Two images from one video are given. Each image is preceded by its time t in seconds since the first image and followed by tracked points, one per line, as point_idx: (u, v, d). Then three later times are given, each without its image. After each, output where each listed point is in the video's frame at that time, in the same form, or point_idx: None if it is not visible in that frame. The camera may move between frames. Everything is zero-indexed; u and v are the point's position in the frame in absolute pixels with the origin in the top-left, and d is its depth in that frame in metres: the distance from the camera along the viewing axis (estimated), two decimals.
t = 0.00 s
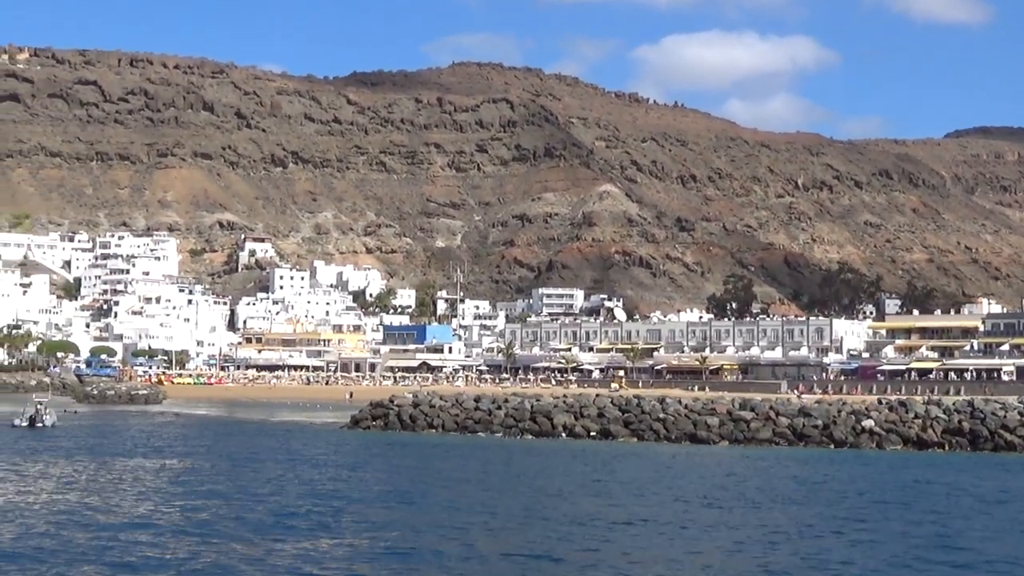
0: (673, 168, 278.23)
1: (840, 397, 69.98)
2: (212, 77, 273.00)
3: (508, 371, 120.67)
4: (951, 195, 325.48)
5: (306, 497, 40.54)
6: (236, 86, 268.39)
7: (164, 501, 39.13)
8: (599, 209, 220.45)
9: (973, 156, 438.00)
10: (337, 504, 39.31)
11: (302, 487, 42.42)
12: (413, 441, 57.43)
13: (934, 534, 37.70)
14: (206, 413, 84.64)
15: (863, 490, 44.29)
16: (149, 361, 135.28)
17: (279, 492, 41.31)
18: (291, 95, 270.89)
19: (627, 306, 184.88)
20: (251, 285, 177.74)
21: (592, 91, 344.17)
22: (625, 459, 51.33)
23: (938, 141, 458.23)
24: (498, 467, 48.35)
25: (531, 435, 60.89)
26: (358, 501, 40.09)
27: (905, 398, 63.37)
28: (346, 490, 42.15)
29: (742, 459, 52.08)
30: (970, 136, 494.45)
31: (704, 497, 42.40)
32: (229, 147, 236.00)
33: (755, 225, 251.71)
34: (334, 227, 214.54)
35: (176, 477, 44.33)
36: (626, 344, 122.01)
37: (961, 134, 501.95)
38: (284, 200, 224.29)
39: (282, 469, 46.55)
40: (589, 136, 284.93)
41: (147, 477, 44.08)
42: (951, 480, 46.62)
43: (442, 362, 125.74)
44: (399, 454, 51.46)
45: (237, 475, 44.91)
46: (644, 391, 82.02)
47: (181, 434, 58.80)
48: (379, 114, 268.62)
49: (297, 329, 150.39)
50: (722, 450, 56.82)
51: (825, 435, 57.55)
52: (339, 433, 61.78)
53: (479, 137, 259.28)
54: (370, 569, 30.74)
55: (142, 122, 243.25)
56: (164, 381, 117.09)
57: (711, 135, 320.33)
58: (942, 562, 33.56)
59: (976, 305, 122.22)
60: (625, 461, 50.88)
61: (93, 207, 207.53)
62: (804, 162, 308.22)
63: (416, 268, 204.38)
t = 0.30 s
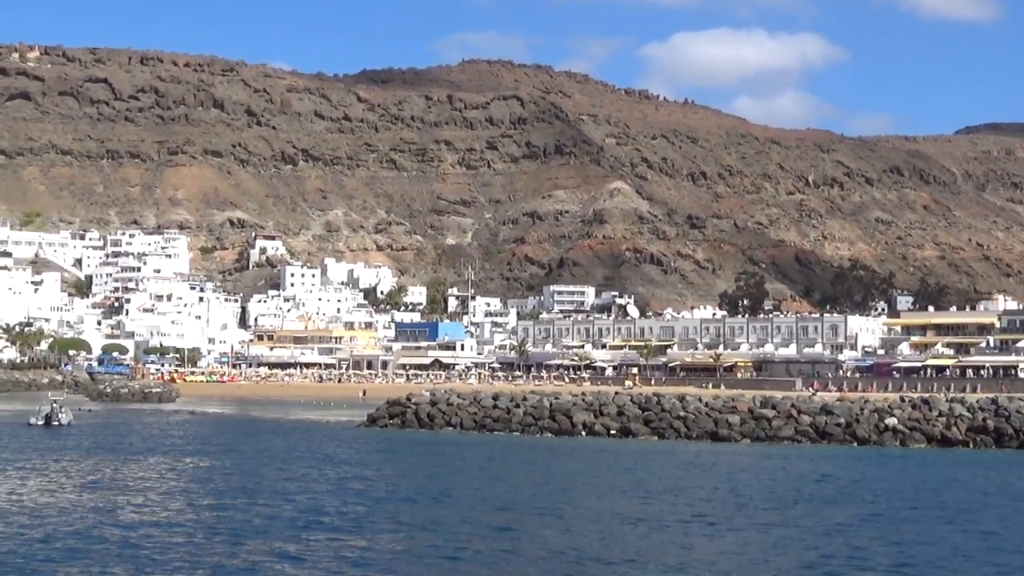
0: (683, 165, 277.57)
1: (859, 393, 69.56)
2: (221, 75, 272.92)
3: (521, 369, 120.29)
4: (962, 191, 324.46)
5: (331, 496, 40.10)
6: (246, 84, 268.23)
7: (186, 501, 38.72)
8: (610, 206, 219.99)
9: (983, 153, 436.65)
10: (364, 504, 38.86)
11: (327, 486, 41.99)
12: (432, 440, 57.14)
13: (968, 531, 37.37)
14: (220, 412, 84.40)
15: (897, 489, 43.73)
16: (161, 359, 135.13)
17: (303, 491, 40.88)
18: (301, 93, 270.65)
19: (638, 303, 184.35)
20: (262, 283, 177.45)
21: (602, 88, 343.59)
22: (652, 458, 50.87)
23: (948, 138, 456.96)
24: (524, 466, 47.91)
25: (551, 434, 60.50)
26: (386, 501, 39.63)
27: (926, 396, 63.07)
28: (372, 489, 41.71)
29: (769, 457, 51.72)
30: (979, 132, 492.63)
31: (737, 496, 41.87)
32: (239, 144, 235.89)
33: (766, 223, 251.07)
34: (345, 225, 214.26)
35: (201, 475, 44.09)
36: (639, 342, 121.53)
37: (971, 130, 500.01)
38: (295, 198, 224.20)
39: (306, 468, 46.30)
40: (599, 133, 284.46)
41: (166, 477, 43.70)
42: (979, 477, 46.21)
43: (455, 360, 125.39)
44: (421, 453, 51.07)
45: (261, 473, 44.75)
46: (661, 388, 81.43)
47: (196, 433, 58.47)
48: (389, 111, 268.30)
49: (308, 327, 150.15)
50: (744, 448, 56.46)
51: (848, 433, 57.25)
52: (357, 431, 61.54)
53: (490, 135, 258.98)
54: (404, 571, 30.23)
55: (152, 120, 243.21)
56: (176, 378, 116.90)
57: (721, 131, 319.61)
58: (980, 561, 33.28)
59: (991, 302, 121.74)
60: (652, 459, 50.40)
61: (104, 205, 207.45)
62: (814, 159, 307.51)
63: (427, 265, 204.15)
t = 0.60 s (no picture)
0: (696, 164, 276.77)
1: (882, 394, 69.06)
2: (234, 73, 272.87)
3: (536, 368, 119.89)
4: (976, 191, 323.17)
5: (357, 497, 39.82)
6: (259, 82, 268.15)
7: (209, 501, 38.49)
8: (623, 206, 219.35)
9: (997, 152, 434.85)
10: (389, 505, 38.54)
11: (353, 486, 41.69)
12: (453, 440, 56.77)
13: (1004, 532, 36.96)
14: (234, 411, 84.10)
15: (933, 490, 43.30)
16: (175, 357, 135.03)
17: (329, 491, 40.58)
18: (313, 91, 270.40)
19: (652, 303, 183.75)
20: (275, 282, 177.21)
21: (614, 87, 342.92)
22: (679, 459, 50.46)
23: (961, 138, 455.38)
24: (548, 467, 47.55)
25: (572, 434, 60.12)
26: (413, 501, 39.32)
27: (951, 397, 62.60)
28: (399, 490, 41.36)
29: (795, 458, 51.26)
30: (992, 131, 490.59)
31: (770, 497, 41.47)
32: (252, 143, 235.81)
33: (779, 222, 250.33)
34: (358, 224, 213.97)
35: (226, 475, 43.83)
36: (655, 341, 120.96)
37: (983, 128, 497.68)
38: (308, 197, 224.15)
39: (330, 468, 46.01)
40: (612, 132, 283.84)
41: (187, 476, 43.45)
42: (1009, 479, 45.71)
43: (469, 359, 125.03)
44: (445, 453, 50.73)
45: (286, 473, 44.47)
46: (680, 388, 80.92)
47: (214, 432, 58.15)
48: (402, 110, 267.99)
49: (322, 325, 149.87)
50: (768, 448, 56.06)
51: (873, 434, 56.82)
52: (376, 430, 61.27)
53: (502, 134, 258.62)
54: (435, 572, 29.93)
55: (165, 119, 243.27)
56: (190, 377, 116.72)
57: (734, 131, 318.68)
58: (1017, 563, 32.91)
59: (1010, 301, 121.05)
60: (678, 460, 49.91)
61: (117, 204, 207.57)
62: (828, 158, 306.61)
63: (439, 264, 203.91)
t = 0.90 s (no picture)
0: (707, 161, 276.11)
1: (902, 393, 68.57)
2: (246, 68, 272.81)
3: (548, 364, 119.52)
4: (988, 188, 322.12)
5: (373, 493, 39.52)
6: (270, 77, 267.99)
7: (224, 498, 38.22)
8: (635, 202, 218.79)
9: (1009, 150, 433.37)
10: (406, 502, 38.20)
11: (371, 483, 41.44)
12: (472, 437, 56.41)
13: None
14: (248, 407, 83.84)
15: (960, 489, 42.84)
16: (186, 353, 134.88)
17: (347, 488, 40.28)
18: (325, 87, 270.16)
19: (664, 300, 183.22)
20: (286, 277, 176.93)
21: (625, 83, 342.27)
22: (700, 456, 50.12)
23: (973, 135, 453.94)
24: (568, 464, 47.19)
25: (591, 432, 59.74)
26: (432, 498, 39.00)
27: (973, 395, 62.20)
28: (419, 487, 41.05)
29: (816, 457, 50.87)
30: (1004, 129, 488.82)
31: (794, 496, 41.02)
32: (263, 138, 235.66)
33: (791, 219, 249.74)
34: (369, 219, 213.73)
35: (244, 471, 43.53)
36: (668, 339, 120.43)
37: (996, 127, 494.88)
38: (319, 192, 224.10)
39: (348, 464, 45.72)
40: (623, 129, 283.24)
41: (202, 472, 43.17)
42: None
43: (481, 356, 124.72)
44: (464, 450, 50.42)
45: (305, 469, 44.19)
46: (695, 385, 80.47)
47: (231, 427, 57.91)
48: (413, 106, 267.74)
49: (333, 321, 149.62)
50: (790, 446, 55.68)
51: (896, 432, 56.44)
52: (394, 427, 61.03)
53: (514, 130, 258.25)
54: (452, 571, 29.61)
55: (176, 114, 243.26)
56: (202, 372, 116.55)
57: (745, 127, 317.89)
58: None
59: None
60: (699, 458, 49.54)
61: (129, 200, 207.59)
62: (839, 155, 305.77)
63: (450, 260, 203.72)
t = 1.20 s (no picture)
0: (720, 160, 275.40)
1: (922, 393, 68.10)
2: (258, 66, 272.73)
3: (562, 362, 119.15)
4: (1001, 188, 320.92)
5: (393, 491, 39.34)
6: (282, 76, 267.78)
7: (243, 496, 38.01)
8: (647, 200, 218.18)
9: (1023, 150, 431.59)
10: (427, 500, 37.97)
11: (392, 482, 41.11)
12: (492, 436, 56.00)
13: None
14: (262, 405, 83.62)
15: (990, 490, 42.39)
16: (199, 350, 134.79)
17: (367, 487, 40.04)
18: (337, 85, 269.91)
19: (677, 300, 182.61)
20: (298, 276, 176.65)
21: (638, 82, 341.55)
22: (720, 456, 49.76)
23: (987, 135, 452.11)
24: (589, 463, 46.83)
25: (612, 431, 59.34)
26: (454, 497, 38.74)
27: (996, 396, 61.76)
28: (439, 486, 40.78)
29: (838, 457, 50.46)
30: (1018, 129, 486.57)
31: (817, 496, 40.70)
32: (275, 136, 235.50)
33: (804, 218, 249.01)
34: (381, 217, 213.50)
35: (265, 470, 43.27)
36: (683, 338, 119.92)
37: (1009, 126, 492.69)
38: (331, 190, 223.99)
39: (368, 462, 45.44)
40: (636, 127, 282.60)
41: (221, 470, 42.95)
42: None
43: (495, 354, 124.41)
44: (484, 449, 50.07)
45: (325, 468, 43.92)
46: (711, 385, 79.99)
47: (249, 425, 57.65)
48: (426, 104, 267.41)
49: (346, 319, 149.38)
50: (813, 446, 55.29)
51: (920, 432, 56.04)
52: (412, 425, 60.74)
53: (526, 128, 257.75)
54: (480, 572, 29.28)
55: (189, 112, 243.25)
56: (216, 370, 116.40)
57: (758, 126, 317.03)
58: None
59: None
60: (721, 457, 49.12)
61: (141, 197, 207.63)
62: (852, 154, 304.76)
63: (462, 259, 203.45)
